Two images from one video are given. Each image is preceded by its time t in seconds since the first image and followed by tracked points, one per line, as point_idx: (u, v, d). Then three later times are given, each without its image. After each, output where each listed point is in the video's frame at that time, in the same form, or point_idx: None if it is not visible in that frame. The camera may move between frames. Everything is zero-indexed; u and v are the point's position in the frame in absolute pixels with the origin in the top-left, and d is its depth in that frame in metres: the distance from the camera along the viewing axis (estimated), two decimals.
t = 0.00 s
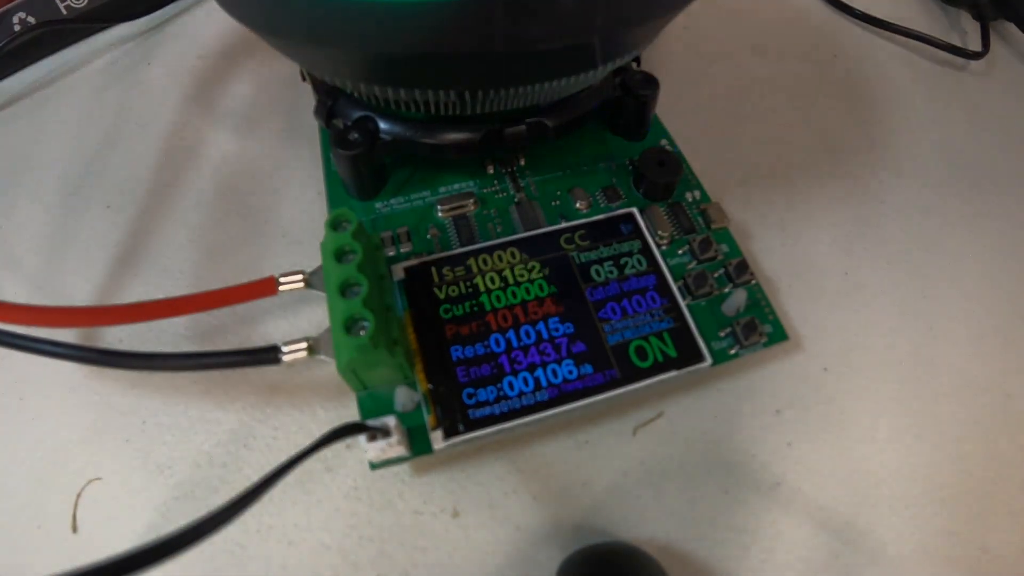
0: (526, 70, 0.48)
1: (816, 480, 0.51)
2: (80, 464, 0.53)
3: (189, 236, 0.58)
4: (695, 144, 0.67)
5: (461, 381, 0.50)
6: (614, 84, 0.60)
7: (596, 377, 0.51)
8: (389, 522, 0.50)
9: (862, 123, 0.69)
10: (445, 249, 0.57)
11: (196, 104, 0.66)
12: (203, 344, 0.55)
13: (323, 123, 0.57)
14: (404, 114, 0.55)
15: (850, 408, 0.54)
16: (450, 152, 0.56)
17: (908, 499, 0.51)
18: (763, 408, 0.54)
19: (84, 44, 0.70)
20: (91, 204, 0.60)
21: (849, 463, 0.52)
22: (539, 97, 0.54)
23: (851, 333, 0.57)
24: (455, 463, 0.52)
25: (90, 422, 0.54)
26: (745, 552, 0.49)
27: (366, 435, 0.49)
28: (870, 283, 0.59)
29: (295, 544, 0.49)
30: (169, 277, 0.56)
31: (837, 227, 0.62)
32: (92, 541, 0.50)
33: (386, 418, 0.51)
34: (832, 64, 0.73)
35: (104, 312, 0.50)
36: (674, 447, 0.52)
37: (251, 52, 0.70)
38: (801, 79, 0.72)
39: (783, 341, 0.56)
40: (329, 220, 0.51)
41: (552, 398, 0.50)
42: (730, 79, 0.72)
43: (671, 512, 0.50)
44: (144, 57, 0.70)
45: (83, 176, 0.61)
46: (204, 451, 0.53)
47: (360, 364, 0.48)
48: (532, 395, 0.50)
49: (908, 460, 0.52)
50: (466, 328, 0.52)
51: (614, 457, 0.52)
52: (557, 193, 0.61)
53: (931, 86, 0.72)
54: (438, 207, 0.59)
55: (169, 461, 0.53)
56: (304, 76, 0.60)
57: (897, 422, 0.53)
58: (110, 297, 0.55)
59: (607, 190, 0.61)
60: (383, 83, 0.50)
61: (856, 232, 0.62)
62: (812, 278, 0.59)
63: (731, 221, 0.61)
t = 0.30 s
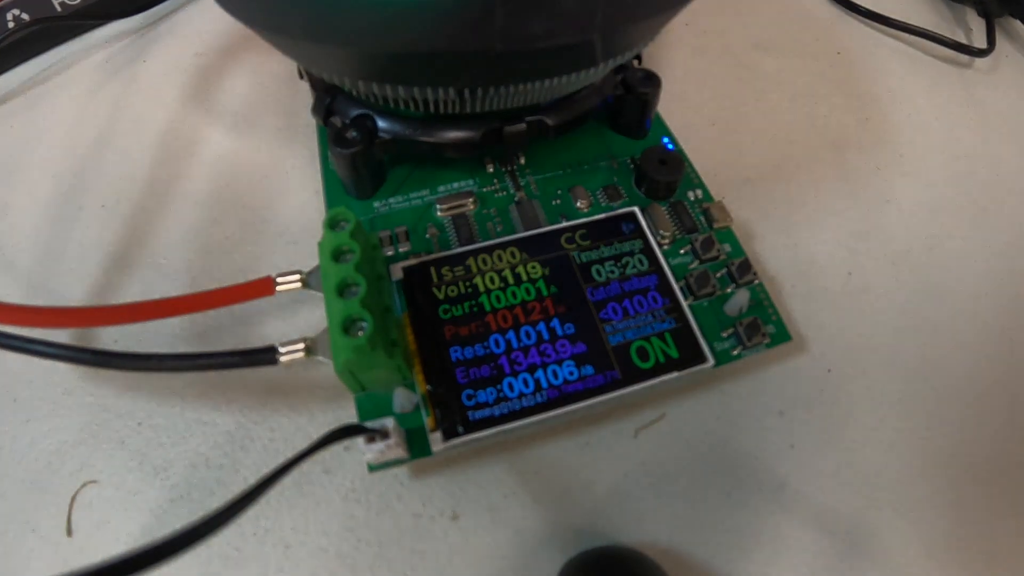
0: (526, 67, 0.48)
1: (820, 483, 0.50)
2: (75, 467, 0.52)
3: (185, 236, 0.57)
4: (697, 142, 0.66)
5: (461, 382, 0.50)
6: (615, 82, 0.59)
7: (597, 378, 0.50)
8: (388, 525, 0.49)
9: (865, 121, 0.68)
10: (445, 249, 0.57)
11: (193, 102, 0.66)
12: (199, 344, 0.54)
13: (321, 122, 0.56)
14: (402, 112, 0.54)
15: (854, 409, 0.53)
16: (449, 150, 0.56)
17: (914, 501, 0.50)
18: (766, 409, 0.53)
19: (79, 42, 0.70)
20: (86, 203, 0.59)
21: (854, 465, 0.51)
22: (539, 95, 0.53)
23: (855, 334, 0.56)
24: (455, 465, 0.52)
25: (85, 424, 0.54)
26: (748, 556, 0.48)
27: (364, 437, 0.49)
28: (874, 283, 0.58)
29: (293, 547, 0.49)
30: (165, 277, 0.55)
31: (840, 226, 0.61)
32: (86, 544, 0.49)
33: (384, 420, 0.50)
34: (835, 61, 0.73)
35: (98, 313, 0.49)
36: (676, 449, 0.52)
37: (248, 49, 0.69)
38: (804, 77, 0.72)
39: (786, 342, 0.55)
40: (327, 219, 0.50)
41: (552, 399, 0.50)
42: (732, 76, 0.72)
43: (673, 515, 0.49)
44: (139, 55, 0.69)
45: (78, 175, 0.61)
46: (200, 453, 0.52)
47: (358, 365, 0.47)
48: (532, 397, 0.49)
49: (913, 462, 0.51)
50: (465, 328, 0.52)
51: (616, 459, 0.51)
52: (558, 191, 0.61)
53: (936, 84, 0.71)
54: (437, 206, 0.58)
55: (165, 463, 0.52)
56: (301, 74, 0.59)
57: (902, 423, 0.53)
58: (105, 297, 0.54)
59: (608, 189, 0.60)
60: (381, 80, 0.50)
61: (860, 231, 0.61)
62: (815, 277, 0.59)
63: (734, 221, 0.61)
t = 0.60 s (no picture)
0: (527, 65, 0.47)
1: (824, 485, 0.50)
2: (69, 469, 0.51)
3: (181, 235, 0.57)
4: (699, 140, 0.65)
5: (460, 383, 0.49)
6: (616, 79, 0.59)
7: (598, 379, 0.50)
8: (386, 528, 0.49)
9: (869, 118, 0.67)
10: (444, 248, 0.56)
11: (190, 100, 0.65)
12: (195, 345, 0.54)
13: (319, 119, 0.56)
14: (401, 109, 0.53)
15: (858, 410, 0.52)
16: (449, 148, 0.55)
17: (919, 503, 0.49)
18: (769, 410, 0.52)
19: (76, 38, 0.69)
20: (82, 202, 0.58)
21: (858, 467, 0.50)
22: (539, 93, 0.52)
23: (859, 334, 0.55)
24: (454, 467, 0.51)
25: (80, 426, 0.53)
26: (752, 559, 0.47)
27: (362, 439, 0.48)
28: (879, 282, 0.58)
29: (290, 551, 0.48)
30: (161, 277, 0.55)
31: (843, 225, 0.61)
32: (81, 548, 0.48)
33: (383, 422, 0.50)
34: (839, 59, 0.72)
35: (94, 313, 0.49)
36: (678, 451, 0.51)
37: (246, 46, 0.69)
38: (807, 74, 0.71)
39: (790, 342, 0.55)
40: (325, 218, 0.49)
41: (553, 400, 0.49)
42: (734, 74, 0.71)
43: (675, 518, 0.49)
44: (135, 52, 0.68)
45: (74, 174, 0.60)
46: (196, 455, 0.52)
47: (356, 366, 0.47)
48: (533, 398, 0.49)
49: (917, 464, 0.51)
50: (465, 328, 0.51)
51: (617, 461, 0.51)
52: (558, 190, 0.60)
53: (941, 81, 0.70)
54: (436, 205, 0.58)
55: (161, 465, 0.51)
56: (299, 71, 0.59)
57: (907, 425, 0.52)
58: (99, 298, 0.53)
59: (609, 188, 0.60)
60: (379, 77, 0.49)
61: (864, 230, 0.60)
62: (819, 276, 0.58)
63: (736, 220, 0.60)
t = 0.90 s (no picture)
0: (527, 62, 0.46)
1: (828, 487, 0.49)
2: (64, 471, 0.51)
3: (178, 235, 0.56)
4: (701, 139, 0.65)
5: (460, 385, 0.48)
6: (618, 77, 0.58)
7: (598, 380, 0.49)
8: (385, 531, 0.48)
9: (874, 117, 0.67)
10: (443, 248, 0.55)
11: (186, 98, 0.64)
12: (191, 346, 0.53)
13: (316, 118, 0.55)
14: (400, 108, 0.53)
15: (863, 412, 0.52)
16: (448, 147, 0.54)
17: (924, 507, 0.49)
18: (772, 412, 0.52)
19: (71, 35, 0.68)
20: (77, 201, 0.58)
21: (862, 469, 0.50)
22: (540, 90, 0.52)
23: (863, 334, 0.55)
24: (453, 470, 0.50)
25: (75, 427, 0.52)
26: (754, 563, 0.47)
27: (360, 441, 0.47)
28: (883, 283, 0.57)
29: (287, 554, 0.47)
30: (157, 277, 0.54)
31: (847, 225, 0.60)
32: (76, 551, 0.48)
33: (381, 423, 0.49)
34: (843, 56, 0.71)
35: (88, 313, 0.48)
36: (680, 454, 0.50)
37: (242, 43, 0.68)
38: (811, 72, 0.70)
39: (793, 343, 0.54)
40: (322, 217, 0.49)
41: (554, 402, 0.48)
42: (737, 71, 0.70)
43: (677, 521, 0.48)
44: (130, 49, 0.68)
45: (69, 173, 0.59)
46: (192, 457, 0.51)
47: (354, 367, 0.46)
48: (533, 400, 0.48)
49: (923, 466, 0.50)
50: (464, 329, 0.50)
51: (618, 464, 0.50)
52: (559, 189, 0.59)
53: (946, 79, 0.70)
54: (435, 204, 0.57)
55: (157, 467, 0.51)
56: (297, 69, 0.58)
57: (912, 427, 0.51)
58: (94, 298, 0.53)
59: (610, 187, 0.59)
60: (377, 75, 0.48)
61: (868, 229, 0.60)
62: (823, 277, 0.57)
63: (739, 219, 0.59)
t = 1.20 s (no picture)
0: (527, 60, 0.46)
1: (832, 490, 0.48)
2: (58, 474, 0.50)
3: (174, 234, 0.55)
4: (703, 137, 0.64)
5: (459, 386, 0.48)
6: (618, 74, 0.57)
7: (600, 380, 0.48)
8: (383, 535, 0.47)
9: (878, 114, 0.66)
10: (442, 248, 0.55)
11: (183, 95, 0.64)
12: (187, 347, 0.52)
13: (314, 116, 0.54)
14: (398, 105, 0.52)
15: (868, 413, 0.51)
16: (447, 145, 0.54)
17: (930, 509, 0.48)
18: (776, 414, 0.51)
19: (67, 31, 0.68)
20: (72, 200, 0.57)
21: (867, 471, 0.49)
22: (540, 88, 0.51)
23: (867, 335, 0.54)
24: (452, 472, 0.50)
25: (69, 429, 0.52)
26: (758, 566, 0.46)
27: (358, 443, 0.47)
28: (888, 282, 0.57)
29: (284, 558, 0.47)
30: (153, 277, 0.53)
31: (852, 224, 0.59)
32: (70, 554, 0.47)
33: (379, 425, 0.48)
34: (847, 53, 0.71)
35: (83, 313, 0.48)
36: (683, 456, 0.50)
37: (240, 40, 0.67)
38: (814, 70, 0.70)
39: (797, 344, 0.53)
40: (320, 216, 0.48)
41: (554, 403, 0.48)
42: (739, 69, 0.70)
43: (680, 524, 0.47)
44: (125, 46, 0.67)
45: (64, 171, 0.59)
46: (188, 460, 0.50)
47: (352, 368, 0.45)
48: (533, 401, 0.48)
49: (929, 469, 0.49)
50: (463, 330, 0.50)
51: (620, 466, 0.49)
52: (559, 188, 0.59)
53: (951, 76, 0.69)
54: (434, 203, 0.57)
55: (152, 470, 0.50)
56: (294, 67, 0.57)
57: (918, 428, 0.51)
58: (89, 298, 0.52)
59: (611, 185, 0.58)
60: (375, 72, 0.48)
61: (873, 229, 0.59)
62: (826, 276, 0.57)
63: (742, 218, 0.59)
